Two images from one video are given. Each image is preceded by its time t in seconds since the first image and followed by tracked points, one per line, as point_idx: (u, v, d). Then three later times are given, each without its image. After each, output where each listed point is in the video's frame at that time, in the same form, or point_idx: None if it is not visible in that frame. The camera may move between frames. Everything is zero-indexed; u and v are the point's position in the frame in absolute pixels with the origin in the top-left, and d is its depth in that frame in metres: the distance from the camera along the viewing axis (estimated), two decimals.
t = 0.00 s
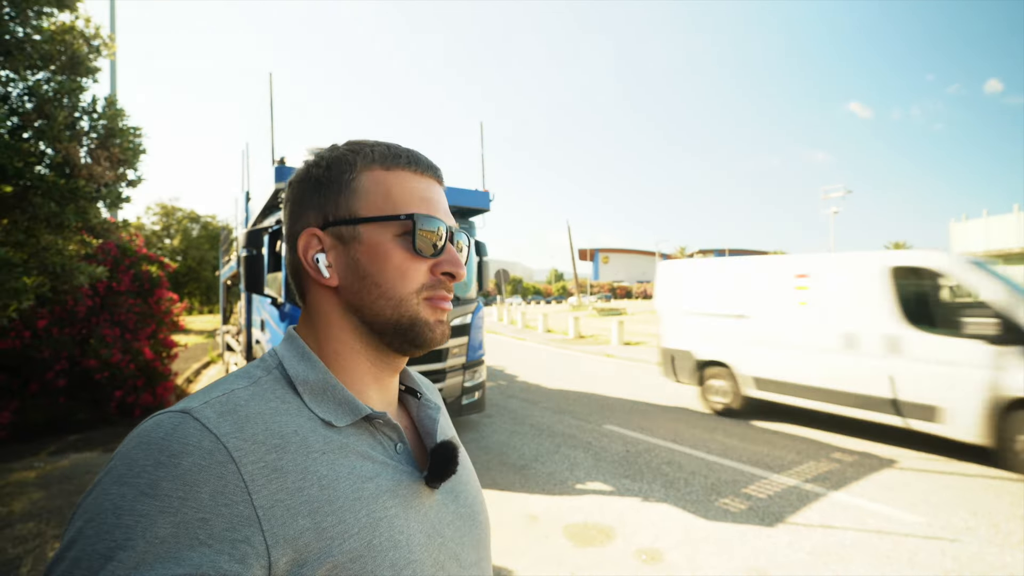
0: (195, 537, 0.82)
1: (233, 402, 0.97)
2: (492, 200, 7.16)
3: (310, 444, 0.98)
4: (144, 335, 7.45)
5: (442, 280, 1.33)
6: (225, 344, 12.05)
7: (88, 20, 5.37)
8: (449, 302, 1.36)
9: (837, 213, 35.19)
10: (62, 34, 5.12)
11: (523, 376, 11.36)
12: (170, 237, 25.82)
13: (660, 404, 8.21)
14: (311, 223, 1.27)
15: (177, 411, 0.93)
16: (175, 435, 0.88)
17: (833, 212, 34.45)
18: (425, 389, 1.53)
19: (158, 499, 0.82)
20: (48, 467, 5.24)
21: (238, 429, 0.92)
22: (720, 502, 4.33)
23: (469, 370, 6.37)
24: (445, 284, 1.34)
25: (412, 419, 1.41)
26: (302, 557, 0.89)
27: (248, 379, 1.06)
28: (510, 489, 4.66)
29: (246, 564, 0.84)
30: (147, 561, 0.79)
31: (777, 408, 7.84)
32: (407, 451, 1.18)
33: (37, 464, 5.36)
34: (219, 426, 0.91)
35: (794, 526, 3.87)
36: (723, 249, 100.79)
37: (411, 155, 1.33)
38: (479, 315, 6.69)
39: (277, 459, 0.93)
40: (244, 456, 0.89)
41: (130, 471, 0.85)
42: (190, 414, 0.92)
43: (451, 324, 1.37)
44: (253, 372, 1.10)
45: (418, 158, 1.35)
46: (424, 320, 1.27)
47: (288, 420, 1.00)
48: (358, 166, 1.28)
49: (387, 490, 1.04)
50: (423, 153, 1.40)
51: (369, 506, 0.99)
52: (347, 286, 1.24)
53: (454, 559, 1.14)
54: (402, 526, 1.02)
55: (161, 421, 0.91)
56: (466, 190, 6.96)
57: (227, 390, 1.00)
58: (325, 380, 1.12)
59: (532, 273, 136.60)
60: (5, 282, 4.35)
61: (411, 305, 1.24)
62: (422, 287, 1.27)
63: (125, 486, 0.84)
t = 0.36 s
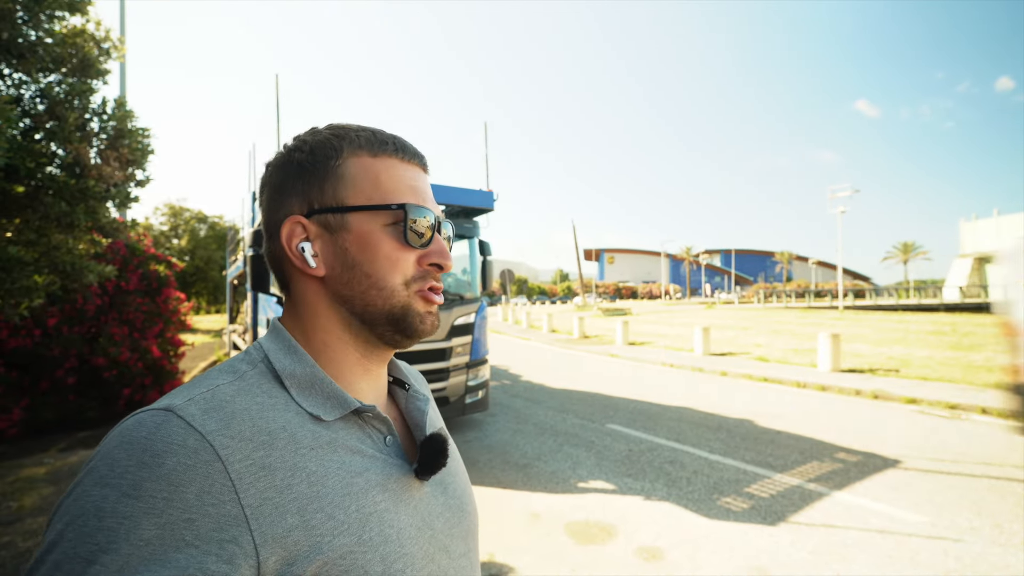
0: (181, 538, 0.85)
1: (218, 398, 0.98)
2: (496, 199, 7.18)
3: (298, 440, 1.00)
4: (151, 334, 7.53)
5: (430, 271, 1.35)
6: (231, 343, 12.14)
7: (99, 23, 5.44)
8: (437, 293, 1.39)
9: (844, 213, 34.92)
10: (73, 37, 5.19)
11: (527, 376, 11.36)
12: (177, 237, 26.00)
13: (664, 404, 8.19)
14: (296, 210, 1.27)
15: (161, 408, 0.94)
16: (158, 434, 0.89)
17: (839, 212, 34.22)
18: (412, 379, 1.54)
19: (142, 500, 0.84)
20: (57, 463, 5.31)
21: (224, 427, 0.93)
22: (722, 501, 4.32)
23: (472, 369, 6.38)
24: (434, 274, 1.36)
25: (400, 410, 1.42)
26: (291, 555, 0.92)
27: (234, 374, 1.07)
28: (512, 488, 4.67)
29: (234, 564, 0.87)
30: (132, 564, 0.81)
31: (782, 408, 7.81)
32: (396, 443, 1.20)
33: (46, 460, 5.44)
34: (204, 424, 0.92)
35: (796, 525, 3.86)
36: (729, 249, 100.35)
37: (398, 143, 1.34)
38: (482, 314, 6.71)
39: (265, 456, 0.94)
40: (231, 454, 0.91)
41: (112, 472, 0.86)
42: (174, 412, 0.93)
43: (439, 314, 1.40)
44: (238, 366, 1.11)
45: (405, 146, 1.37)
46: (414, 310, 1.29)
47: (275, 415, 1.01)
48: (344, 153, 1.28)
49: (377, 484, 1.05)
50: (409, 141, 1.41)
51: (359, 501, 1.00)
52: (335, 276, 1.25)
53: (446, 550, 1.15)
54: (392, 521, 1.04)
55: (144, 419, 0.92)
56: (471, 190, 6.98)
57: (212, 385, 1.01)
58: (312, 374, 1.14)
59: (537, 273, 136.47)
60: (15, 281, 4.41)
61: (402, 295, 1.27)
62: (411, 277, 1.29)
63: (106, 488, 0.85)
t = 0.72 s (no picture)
0: (175, 543, 0.85)
1: (211, 402, 0.98)
2: (497, 200, 7.18)
3: (292, 443, 1.00)
4: (152, 334, 7.51)
5: (426, 275, 1.37)
6: (231, 343, 12.14)
7: (99, 24, 5.45)
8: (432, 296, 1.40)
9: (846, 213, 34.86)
10: (74, 38, 5.21)
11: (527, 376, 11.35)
12: (178, 237, 26.00)
13: (664, 404, 8.18)
14: (293, 212, 1.26)
15: (153, 412, 0.94)
16: (151, 438, 0.89)
17: (840, 213, 34.11)
18: (408, 382, 1.55)
19: (134, 505, 0.84)
20: (58, 462, 5.32)
21: (217, 430, 0.93)
22: (722, 501, 4.32)
23: (472, 369, 6.38)
24: (430, 278, 1.38)
25: (395, 413, 1.43)
26: (285, 559, 0.92)
27: (228, 377, 1.07)
28: (513, 488, 4.67)
29: (229, 568, 0.87)
30: (124, 567, 0.81)
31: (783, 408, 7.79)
32: (391, 447, 1.20)
33: (47, 460, 5.45)
34: (197, 427, 0.92)
35: (796, 526, 3.86)
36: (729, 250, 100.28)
37: (396, 148, 1.36)
38: (483, 315, 6.71)
39: (259, 460, 0.95)
40: (225, 458, 0.91)
41: (104, 476, 0.86)
42: (167, 416, 0.93)
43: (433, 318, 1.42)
44: (233, 369, 1.11)
45: (403, 152, 1.39)
46: (412, 313, 1.31)
47: (270, 418, 1.01)
48: (344, 157, 1.29)
49: (371, 488, 1.05)
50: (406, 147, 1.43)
51: (353, 505, 1.01)
52: (332, 278, 1.25)
53: (439, 554, 1.16)
54: (386, 525, 1.05)
55: (136, 423, 0.92)
56: (471, 190, 6.98)
57: (206, 389, 1.01)
58: (307, 377, 1.14)
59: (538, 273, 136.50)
60: (16, 281, 4.42)
61: (400, 299, 1.28)
62: (408, 281, 1.31)
63: (98, 492, 0.85)
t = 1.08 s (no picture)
0: (150, 541, 0.84)
1: (193, 400, 0.98)
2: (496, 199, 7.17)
3: (273, 443, 1.00)
4: (152, 334, 7.55)
5: (407, 272, 1.34)
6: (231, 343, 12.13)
7: (97, 23, 5.44)
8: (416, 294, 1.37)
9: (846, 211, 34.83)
10: (71, 37, 5.21)
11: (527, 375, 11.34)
12: (178, 237, 25.99)
13: (663, 404, 8.17)
14: (271, 212, 1.27)
15: (133, 409, 0.94)
16: (130, 435, 0.89)
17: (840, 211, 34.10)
18: (399, 383, 1.54)
19: (111, 501, 0.83)
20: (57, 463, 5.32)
21: (198, 429, 0.93)
22: (721, 501, 4.31)
23: (471, 369, 6.37)
24: (411, 275, 1.35)
25: (384, 415, 1.42)
26: (261, 561, 0.91)
27: (212, 375, 1.07)
28: (512, 488, 4.66)
29: (204, 567, 0.86)
30: (97, 565, 0.80)
31: (782, 408, 7.78)
32: (377, 449, 1.19)
33: (46, 460, 5.44)
34: (177, 425, 0.92)
35: (796, 526, 3.85)
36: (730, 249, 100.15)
37: (374, 141, 1.32)
38: (482, 314, 6.70)
39: (239, 459, 0.94)
40: (204, 456, 0.91)
41: (81, 473, 0.86)
42: (147, 413, 0.93)
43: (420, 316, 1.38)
44: (218, 367, 1.11)
45: (384, 145, 1.36)
46: (389, 312, 1.28)
47: (253, 417, 1.01)
48: (320, 154, 1.28)
49: (353, 491, 1.05)
50: (389, 139, 1.40)
51: (334, 507, 1.00)
52: (308, 278, 1.25)
53: (423, 560, 1.15)
54: (367, 528, 1.04)
55: (117, 420, 0.91)
56: (470, 190, 6.97)
57: (189, 387, 1.01)
58: (293, 377, 1.14)
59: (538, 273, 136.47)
60: (13, 280, 4.42)
61: (376, 297, 1.26)
62: (386, 278, 1.28)
63: (75, 488, 0.84)
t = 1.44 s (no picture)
0: (136, 535, 0.83)
1: (183, 397, 0.97)
2: (498, 200, 7.16)
3: (262, 442, 0.99)
4: (155, 334, 7.55)
5: (389, 270, 1.32)
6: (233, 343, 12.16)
7: (99, 24, 5.46)
8: (400, 292, 1.34)
9: (849, 211, 34.71)
10: (74, 38, 5.23)
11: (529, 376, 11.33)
12: (181, 237, 26.06)
13: (665, 405, 8.14)
14: (257, 213, 1.28)
15: (121, 406, 0.93)
16: (117, 430, 0.88)
17: (843, 211, 33.98)
18: (396, 383, 1.53)
19: (97, 496, 0.82)
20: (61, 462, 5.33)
21: (185, 425, 0.93)
22: (724, 502, 4.29)
23: (473, 369, 6.37)
24: (394, 272, 1.33)
25: (380, 414, 1.41)
26: (245, 559, 0.91)
27: (204, 373, 1.07)
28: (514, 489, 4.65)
29: (189, 563, 0.85)
30: (82, 559, 0.78)
31: (786, 410, 7.75)
32: (370, 449, 1.19)
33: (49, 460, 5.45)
34: (164, 422, 0.92)
35: (799, 527, 3.83)
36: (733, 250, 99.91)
37: (355, 135, 1.29)
38: (484, 314, 6.70)
39: (227, 456, 0.94)
40: (190, 452, 0.90)
41: (68, 468, 0.85)
42: (135, 409, 0.92)
43: (405, 315, 1.35)
44: (210, 365, 1.11)
45: (367, 138, 1.32)
46: (369, 313, 1.26)
47: (242, 415, 1.01)
48: (299, 151, 1.26)
49: (343, 490, 1.04)
50: (373, 132, 1.37)
51: (322, 506, 1.00)
52: (291, 278, 1.25)
53: (414, 561, 1.14)
54: (357, 528, 1.03)
55: (104, 417, 0.91)
56: (472, 190, 6.97)
57: (179, 384, 1.01)
58: (285, 375, 1.13)
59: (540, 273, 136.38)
60: (15, 281, 4.43)
61: (357, 296, 1.24)
62: (365, 277, 1.27)
63: (61, 483, 0.84)
